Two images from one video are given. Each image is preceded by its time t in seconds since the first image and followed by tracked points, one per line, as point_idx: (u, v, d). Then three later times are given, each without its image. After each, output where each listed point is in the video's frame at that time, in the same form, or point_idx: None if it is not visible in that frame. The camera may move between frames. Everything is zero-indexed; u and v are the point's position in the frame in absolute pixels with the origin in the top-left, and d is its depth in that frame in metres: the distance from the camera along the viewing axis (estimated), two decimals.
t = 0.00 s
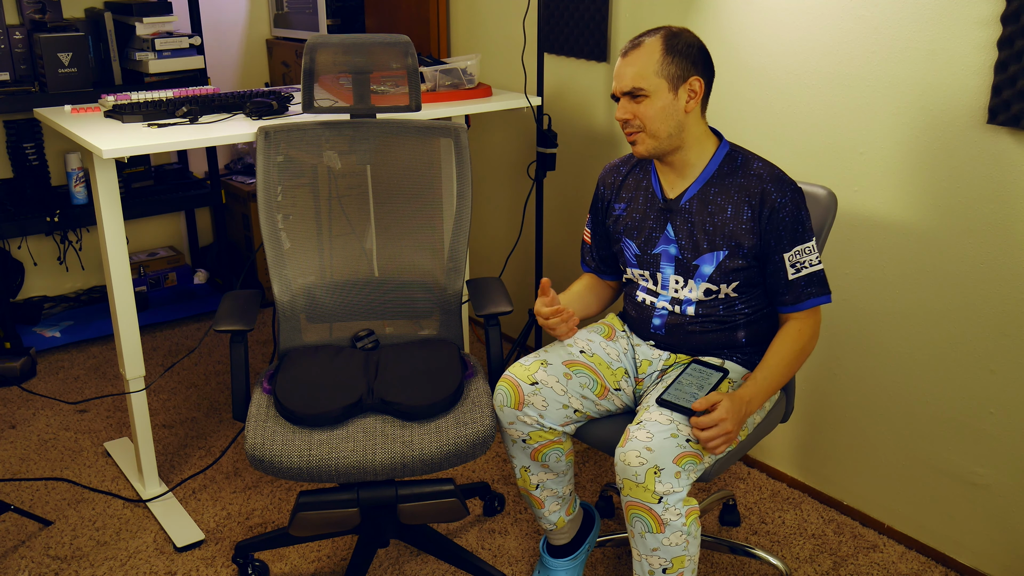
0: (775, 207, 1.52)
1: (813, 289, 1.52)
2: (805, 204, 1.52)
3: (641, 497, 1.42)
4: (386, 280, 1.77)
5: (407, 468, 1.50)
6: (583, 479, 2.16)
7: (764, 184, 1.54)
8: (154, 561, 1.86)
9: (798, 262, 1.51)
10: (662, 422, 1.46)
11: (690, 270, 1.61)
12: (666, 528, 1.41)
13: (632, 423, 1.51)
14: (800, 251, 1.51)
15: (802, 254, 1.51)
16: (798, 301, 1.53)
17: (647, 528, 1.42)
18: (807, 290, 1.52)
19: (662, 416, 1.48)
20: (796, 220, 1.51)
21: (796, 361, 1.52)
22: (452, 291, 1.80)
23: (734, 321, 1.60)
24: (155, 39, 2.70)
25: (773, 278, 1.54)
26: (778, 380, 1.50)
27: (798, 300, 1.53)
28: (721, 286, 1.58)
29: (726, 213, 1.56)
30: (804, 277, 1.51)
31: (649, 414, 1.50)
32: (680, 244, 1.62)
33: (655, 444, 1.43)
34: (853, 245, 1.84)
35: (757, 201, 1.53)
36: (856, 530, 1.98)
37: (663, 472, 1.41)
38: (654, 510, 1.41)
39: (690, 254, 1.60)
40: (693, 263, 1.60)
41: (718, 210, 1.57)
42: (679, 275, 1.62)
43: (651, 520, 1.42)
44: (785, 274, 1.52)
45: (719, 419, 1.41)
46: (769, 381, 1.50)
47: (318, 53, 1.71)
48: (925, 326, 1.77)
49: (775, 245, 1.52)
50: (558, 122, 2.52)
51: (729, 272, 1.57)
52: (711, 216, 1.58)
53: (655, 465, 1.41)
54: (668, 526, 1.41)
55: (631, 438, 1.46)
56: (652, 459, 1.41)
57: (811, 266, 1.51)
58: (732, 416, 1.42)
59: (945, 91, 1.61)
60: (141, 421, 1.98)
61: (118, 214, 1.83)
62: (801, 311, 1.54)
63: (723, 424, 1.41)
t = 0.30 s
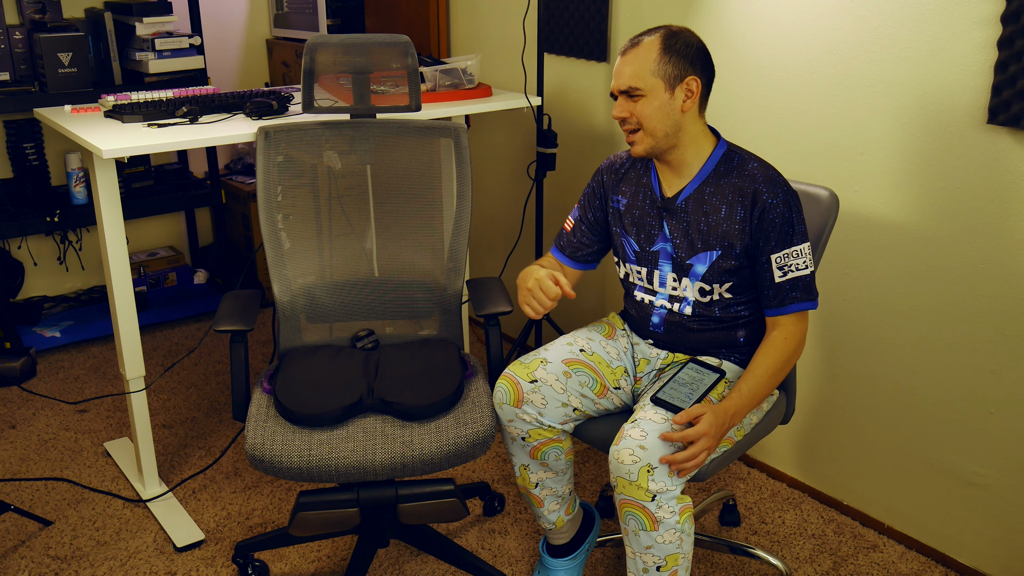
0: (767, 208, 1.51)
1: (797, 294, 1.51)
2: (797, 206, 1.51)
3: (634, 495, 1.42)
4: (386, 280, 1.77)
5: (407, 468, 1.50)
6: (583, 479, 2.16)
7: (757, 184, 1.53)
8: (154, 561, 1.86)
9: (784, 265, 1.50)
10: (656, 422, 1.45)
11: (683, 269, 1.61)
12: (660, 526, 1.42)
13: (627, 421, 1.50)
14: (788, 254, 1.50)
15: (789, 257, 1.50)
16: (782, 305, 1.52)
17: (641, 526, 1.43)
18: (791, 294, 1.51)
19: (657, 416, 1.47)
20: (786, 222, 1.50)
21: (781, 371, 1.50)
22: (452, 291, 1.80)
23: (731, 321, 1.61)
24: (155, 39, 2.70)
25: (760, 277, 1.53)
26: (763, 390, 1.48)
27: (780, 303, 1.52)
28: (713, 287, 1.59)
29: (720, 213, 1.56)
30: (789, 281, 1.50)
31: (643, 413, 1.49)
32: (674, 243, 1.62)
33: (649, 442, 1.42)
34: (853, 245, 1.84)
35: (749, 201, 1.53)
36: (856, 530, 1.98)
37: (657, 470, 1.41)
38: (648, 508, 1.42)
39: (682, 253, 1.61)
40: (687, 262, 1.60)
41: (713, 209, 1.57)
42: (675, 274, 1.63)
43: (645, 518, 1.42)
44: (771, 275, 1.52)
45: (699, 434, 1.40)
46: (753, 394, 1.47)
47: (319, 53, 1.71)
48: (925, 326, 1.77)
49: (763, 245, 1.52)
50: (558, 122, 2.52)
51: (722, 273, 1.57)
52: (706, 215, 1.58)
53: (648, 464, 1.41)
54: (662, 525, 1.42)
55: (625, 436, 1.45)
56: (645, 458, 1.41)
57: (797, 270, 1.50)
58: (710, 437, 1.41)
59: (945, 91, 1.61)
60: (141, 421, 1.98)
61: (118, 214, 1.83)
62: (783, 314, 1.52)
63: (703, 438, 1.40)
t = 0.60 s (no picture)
0: (762, 205, 1.51)
1: (782, 294, 1.50)
2: (792, 204, 1.51)
3: (632, 495, 1.42)
4: (386, 280, 1.77)
5: (407, 469, 1.50)
6: (583, 479, 2.16)
7: (753, 182, 1.53)
8: (154, 561, 1.86)
9: (773, 263, 1.50)
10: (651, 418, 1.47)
11: (682, 267, 1.61)
12: (658, 526, 1.42)
13: (625, 422, 1.51)
14: (777, 253, 1.50)
15: (778, 256, 1.50)
16: (765, 305, 1.51)
17: (639, 526, 1.43)
18: (775, 294, 1.50)
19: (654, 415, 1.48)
20: (779, 220, 1.50)
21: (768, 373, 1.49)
22: (452, 291, 1.80)
23: (729, 322, 1.61)
24: (155, 39, 2.70)
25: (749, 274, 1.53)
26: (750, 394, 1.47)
27: (763, 302, 1.51)
28: (712, 284, 1.59)
29: (716, 211, 1.56)
30: (775, 281, 1.50)
31: (642, 413, 1.50)
32: (674, 241, 1.62)
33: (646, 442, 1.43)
34: (852, 246, 1.85)
35: (745, 198, 1.54)
36: (856, 530, 1.98)
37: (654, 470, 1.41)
38: (646, 507, 1.42)
39: (682, 251, 1.61)
40: (685, 260, 1.61)
41: (709, 208, 1.57)
42: (674, 272, 1.63)
43: (643, 518, 1.42)
44: (759, 274, 1.51)
45: (677, 440, 1.40)
46: (741, 399, 1.46)
47: (319, 53, 1.71)
48: (925, 326, 1.77)
49: (755, 242, 1.52)
50: (558, 122, 2.52)
51: (720, 271, 1.58)
52: (703, 214, 1.58)
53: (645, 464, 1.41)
54: (660, 524, 1.42)
55: (624, 436, 1.45)
56: (644, 458, 1.41)
57: (784, 270, 1.49)
58: (689, 444, 1.41)
59: (945, 91, 1.61)
60: (141, 421, 1.98)
61: (118, 214, 1.83)
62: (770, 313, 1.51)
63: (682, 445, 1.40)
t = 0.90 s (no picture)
0: (755, 205, 1.51)
1: (778, 293, 1.50)
2: (785, 204, 1.51)
3: (633, 497, 1.42)
4: (386, 280, 1.77)
5: (407, 469, 1.50)
6: (583, 479, 2.16)
7: (746, 182, 1.53)
8: (154, 561, 1.86)
9: (767, 264, 1.50)
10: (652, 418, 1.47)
11: (679, 269, 1.61)
12: (660, 528, 1.42)
13: (626, 424, 1.51)
14: (771, 253, 1.50)
15: (771, 257, 1.50)
16: (760, 305, 1.51)
17: (640, 528, 1.43)
18: (770, 293, 1.50)
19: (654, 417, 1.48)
20: (772, 220, 1.50)
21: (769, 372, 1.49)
22: (452, 291, 1.80)
23: (727, 321, 1.61)
24: (155, 39, 2.70)
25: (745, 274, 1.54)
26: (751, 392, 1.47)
27: (759, 302, 1.51)
28: (708, 286, 1.59)
29: (711, 212, 1.56)
30: (769, 280, 1.50)
31: (642, 414, 1.50)
32: (672, 243, 1.61)
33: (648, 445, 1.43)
34: (852, 246, 1.85)
35: (738, 198, 1.53)
36: (856, 530, 1.98)
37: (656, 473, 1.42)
38: (647, 510, 1.42)
39: (681, 252, 1.60)
40: (682, 261, 1.60)
41: (704, 208, 1.57)
42: (671, 275, 1.63)
43: (644, 520, 1.42)
44: (753, 275, 1.51)
45: (678, 444, 1.40)
46: (740, 399, 1.46)
47: (318, 53, 1.71)
48: (924, 326, 1.77)
49: (748, 242, 1.52)
50: (558, 122, 2.52)
51: (718, 272, 1.58)
52: (699, 214, 1.57)
53: (648, 467, 1.41)
54: (661, 526, 1.42)
55: (624, 438, 1.45)
56: (644, 460, 1.41)
57: (778, 270, 1.50)
58: (690, 448, 1.41)
59: (945, 91, 1.61)
60: (140, 421, 1.98)
61: (118, 214, 1.83)
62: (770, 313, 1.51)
63: (682, 449, 1.40)
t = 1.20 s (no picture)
0: (755, 206, 1.51)
1: (776, 295, 1.50)
2: (786, 206, 1.51)
3: (632, 497, 1.42)
4: (386, 280, 1.77)
5: (407, 469, 1.50)
6: (583, 479, 2.16)
7: (746, 183, 1.53)
8: (154, 561, 1.86)
9: (765, 265, 1.50)
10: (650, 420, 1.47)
11: (679, 269, 1.61)
12: (659, 528, 1.42)
13: (625, 424, 1.51)
14: (770, 255, 1.50)
15: (770, 258, 1.50)
16: (759, 306, 1.52)
17: (639, 528, 1.43)
18: (769, 295, 1.51)
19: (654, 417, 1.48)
20: (772, 221, 1.50)
21: (768, 371, 1.49)
22: (452, 291, 1.80)
23: (725, 322, 1.62)
24: (155, 39, 2.70)
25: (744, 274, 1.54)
26: (749, 392, 1.47)
27: (758, 302, 1.52)
28: (708, 287, 1.59)
29: (711, 213, 1.56)
30: (768, 282, 1.50)
31: (642, 415, 1.50)
32: (673, 244, 1.61)
33: (646, 444, 1.43)
34: (852, 246, 1.85)
35: (738, 199, 1.53)
36: (856, 530, 1.98)
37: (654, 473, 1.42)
38: (646, 510, 1.42)
39: (681, 253, 1.60)
40: (682, 261, 1.61)
41: (705, 208, 1.57)
42: (671, 275, 1.63)
43: (644, 520, 1.42)
44: (752, 276, 1.52)
45: (679, 444, 1.39)
46: (739, 399, 1.46)
47: (318, 53, 1.71)
48: (924, 326, 1.77)
49: (748, 243, 1.52)
50: (558, 122, 2.52)
51: (717, 272, 1.58)
52: (699, 215, 1.57)
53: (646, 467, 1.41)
54: (661, 526, 1.42)
55: (624, 438, 1.45)
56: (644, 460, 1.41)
57: (777, 272, 1.50)
58: (690, 448, 1.40)
59: (945, 90, 1.61)
60: (140, 421, 1.98)
61: (118, 214, 1.83)
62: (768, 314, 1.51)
63: (682, 449, 1.39)
